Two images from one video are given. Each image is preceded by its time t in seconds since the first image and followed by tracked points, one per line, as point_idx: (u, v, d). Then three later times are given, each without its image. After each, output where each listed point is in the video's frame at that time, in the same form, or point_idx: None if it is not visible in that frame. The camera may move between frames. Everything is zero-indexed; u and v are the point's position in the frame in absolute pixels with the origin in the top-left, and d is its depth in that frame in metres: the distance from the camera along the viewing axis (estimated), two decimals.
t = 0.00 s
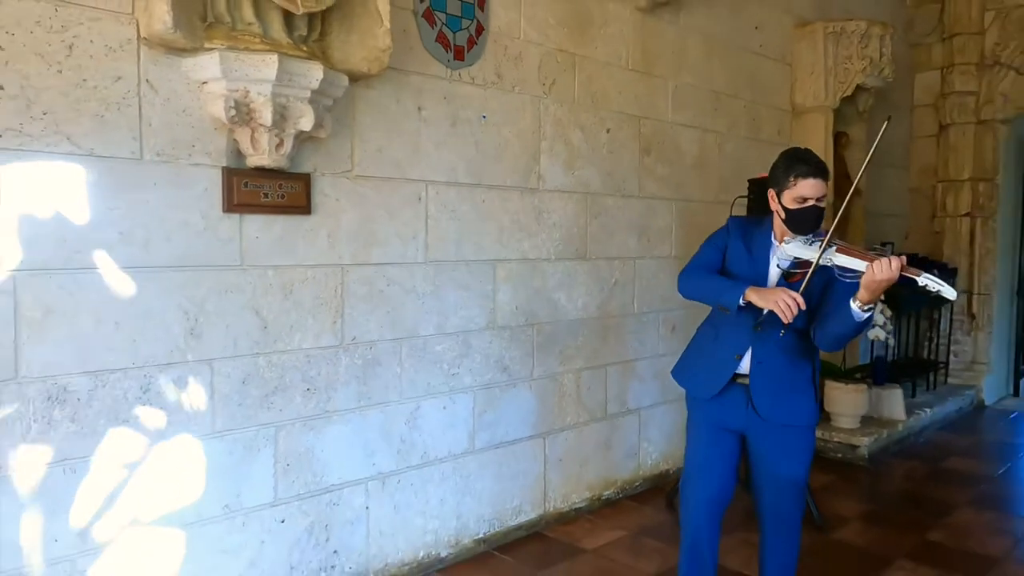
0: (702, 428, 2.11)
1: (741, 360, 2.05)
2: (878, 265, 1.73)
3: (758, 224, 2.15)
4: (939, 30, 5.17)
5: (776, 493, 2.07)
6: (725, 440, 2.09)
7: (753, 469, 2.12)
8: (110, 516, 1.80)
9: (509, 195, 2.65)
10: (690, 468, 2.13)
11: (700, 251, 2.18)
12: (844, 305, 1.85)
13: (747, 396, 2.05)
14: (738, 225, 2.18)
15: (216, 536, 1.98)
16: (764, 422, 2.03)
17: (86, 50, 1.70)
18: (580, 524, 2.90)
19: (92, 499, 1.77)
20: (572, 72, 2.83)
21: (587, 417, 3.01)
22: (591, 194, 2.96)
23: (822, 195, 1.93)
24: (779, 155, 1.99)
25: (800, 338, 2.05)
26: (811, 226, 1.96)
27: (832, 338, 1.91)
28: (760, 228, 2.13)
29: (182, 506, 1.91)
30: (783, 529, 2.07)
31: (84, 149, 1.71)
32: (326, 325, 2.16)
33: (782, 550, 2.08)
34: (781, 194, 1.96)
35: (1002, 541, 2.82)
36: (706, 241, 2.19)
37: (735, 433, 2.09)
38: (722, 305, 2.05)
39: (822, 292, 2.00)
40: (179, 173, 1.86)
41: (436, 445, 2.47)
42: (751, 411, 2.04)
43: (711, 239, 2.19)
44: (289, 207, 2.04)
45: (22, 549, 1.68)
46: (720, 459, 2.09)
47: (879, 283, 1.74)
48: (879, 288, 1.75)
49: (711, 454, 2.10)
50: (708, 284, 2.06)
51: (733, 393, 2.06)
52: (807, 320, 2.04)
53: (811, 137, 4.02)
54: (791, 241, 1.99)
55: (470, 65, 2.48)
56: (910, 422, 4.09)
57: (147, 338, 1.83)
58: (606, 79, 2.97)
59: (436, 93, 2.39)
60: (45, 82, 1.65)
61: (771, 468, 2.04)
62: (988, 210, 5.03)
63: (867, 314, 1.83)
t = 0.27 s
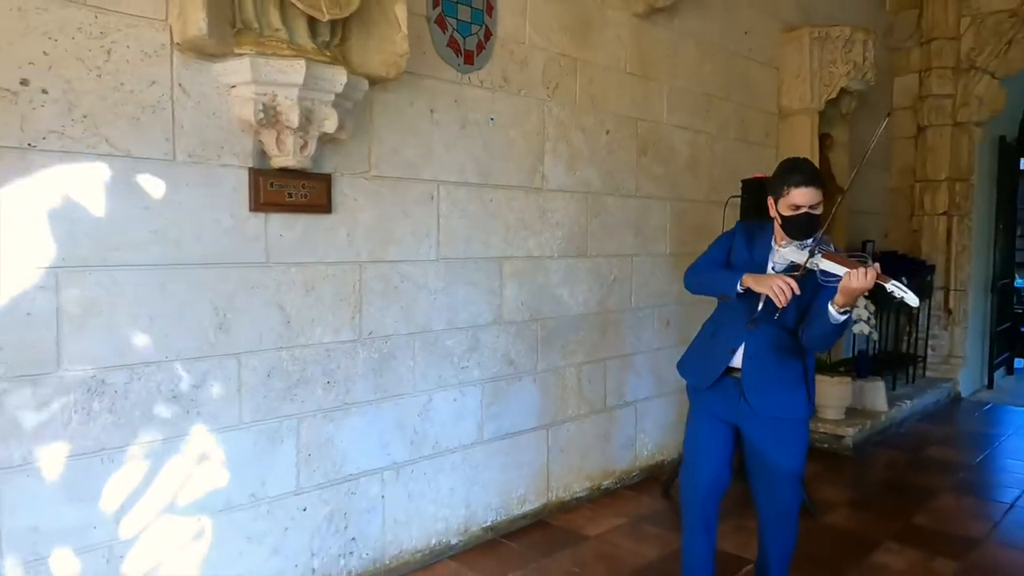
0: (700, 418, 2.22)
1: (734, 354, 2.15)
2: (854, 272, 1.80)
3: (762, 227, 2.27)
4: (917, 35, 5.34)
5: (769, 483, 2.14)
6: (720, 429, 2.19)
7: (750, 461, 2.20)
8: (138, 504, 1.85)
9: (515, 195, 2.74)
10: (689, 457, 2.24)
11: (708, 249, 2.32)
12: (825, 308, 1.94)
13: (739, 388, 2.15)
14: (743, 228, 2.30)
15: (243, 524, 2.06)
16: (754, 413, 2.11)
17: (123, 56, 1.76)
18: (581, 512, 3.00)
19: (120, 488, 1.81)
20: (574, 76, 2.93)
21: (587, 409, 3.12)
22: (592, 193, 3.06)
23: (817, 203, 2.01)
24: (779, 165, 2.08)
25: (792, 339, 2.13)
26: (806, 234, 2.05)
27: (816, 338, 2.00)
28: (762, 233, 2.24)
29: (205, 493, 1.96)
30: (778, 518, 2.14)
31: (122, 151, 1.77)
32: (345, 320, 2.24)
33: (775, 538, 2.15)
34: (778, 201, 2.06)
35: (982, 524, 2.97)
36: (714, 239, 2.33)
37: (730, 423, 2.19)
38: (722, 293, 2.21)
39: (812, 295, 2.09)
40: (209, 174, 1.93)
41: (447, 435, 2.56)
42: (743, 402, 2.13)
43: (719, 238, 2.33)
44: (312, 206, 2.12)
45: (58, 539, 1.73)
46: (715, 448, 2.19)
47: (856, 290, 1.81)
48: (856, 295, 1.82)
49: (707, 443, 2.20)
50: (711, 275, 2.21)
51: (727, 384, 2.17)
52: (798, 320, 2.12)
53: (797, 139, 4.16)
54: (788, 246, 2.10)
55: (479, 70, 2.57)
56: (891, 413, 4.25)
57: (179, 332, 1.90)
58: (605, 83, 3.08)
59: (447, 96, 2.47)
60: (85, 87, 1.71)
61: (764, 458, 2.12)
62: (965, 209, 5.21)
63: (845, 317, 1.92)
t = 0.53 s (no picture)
0: (694, 411, 2.33)
1: (726, 350, 2.27)
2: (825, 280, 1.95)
3: (757, 234, 2.40)
4: (894, 41, 5.52)
5: (759, 472, 2.25)
6: (713, 422, 2.30)
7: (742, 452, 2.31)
8: (172, 502, 1.94)
9: (516, 196, 2.85)
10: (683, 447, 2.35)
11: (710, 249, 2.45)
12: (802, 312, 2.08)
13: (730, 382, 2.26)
14: (739, 234, 2.43)
15: (263, 511, 2.14)
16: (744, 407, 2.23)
17: (153, 64, 1.85)
18: (578, 501, 3.12)
19: (152, 491, 1.90)
20: (571, 81, 3.04)
21: (583, 402, 3.23)
22: (587, 194, 3.17)
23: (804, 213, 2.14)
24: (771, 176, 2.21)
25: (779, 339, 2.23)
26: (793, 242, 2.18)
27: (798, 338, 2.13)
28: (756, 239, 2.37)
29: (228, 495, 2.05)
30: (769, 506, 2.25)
31: (152, 155, 1.86)
32: (358, 316, 2.33)
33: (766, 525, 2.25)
34: (769, 210, 2.19)
35: (958, 509, 3.13)
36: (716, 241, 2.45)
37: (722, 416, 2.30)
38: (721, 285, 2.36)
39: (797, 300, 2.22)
40: (233, 176, 2.02)
41: (452, 427, 2.66)
42: (733, 396, 2.25)
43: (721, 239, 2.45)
44: (328, 207, 2.21)
45: (92, 529, 1.80)
46: (708, 439, 2.30)
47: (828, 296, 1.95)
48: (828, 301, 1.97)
49: (701, 434, 2.31)
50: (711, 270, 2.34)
51: (719, 378, 2.29)
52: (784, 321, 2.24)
53: (781, 141, 4.31)
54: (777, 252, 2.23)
55: (482, 76, 2.67)
56: (870, 406, 4.41)
57: (204, 328, 1.98)
58: (600, 88, 3.19)
59: (453, 102, 2.57)
60: (118, 94, 1.79)
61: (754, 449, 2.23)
62: (939, 209, 5.40)
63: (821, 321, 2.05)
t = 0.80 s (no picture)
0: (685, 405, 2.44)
1: (716, 348, 2.40)
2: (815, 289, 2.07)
3: (743, 239, 2.51)
4: (868, 47, 5.70)
5: (748, 461, 2.38)
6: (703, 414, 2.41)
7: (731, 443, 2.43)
8: (205, 493, 2.07)
9: (512, 197, 2.95)
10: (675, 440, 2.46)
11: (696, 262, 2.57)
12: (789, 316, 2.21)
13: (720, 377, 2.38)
14: (726, 239, 2.54)
15: (275, 500, 2.24)
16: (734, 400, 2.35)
17: (174, 71, 1.93)
18: (571, 491, 3.23)
19: (183, 485, 2.02)
20: (563, 86, 3.16)
21: (575, 396, 3.35)
22: (579, 195, 3.29)
23: (794, 219, 2.26)
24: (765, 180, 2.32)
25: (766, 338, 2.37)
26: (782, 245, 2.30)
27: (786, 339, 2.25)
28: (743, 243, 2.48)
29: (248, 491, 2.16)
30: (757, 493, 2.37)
31: (172, 158, 1.94)
32: (363, 313, 2.43)
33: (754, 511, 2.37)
34: (761, 214, 2.30)
35: (931, 495, 3.29)
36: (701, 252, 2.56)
37: (712, 409, 2.41)
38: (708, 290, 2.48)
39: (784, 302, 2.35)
40: (248, 179, 2.11)
41: (452, 420, 2.77)
42: (723, 390, 2.37)
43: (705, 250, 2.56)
44: (336, 208, 2.30)
45: (120, 516, 1.90)
46: (699, 431, 2.39)
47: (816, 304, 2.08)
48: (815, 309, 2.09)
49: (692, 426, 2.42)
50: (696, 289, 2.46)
51: (709, 374, 2.41)
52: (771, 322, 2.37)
53: (761, 144, 4.46)
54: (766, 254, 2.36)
55: (480, 82, 2.78)
56: (847, 399, 4.58)
57: (221, 324, 2.07)
58: (590, 93, 3.31)
59: (453, 106, 2.68)
60: (141, 99, 1.87)
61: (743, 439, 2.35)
62: (912, 210, 5.59)
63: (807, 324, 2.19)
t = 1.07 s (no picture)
0: (681, 402, 2.53)
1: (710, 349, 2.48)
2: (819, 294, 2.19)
3: (727, 243, 2.56)
4: (842, 53, 5.88)
5: (739, 453, 2.51)
6: (697, 410, 2.52)
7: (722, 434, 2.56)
8: (220, 489, 2.15)
9: (505, 200, 3.05)
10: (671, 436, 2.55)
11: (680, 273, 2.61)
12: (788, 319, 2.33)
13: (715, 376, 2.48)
14: (710, 244, 2.59)
15: (284, 494, 2.31)
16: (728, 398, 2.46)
17: (189, 80, 2.00)
18: (562, 484, 3.34)
19: (201, 482, 2.10)
20: (553, 93, 3.26)
21: (566, 392, 3.46)
22: (569, 198, 3.39)
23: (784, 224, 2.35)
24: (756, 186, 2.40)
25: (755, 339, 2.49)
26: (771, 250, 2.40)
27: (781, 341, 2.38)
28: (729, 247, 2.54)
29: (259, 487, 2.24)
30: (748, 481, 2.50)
31: (188, 164, 2.02)
32: (366, 312, 2.52)
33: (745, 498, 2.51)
34: (753, 219, 2.38)
35: (905, 485, 3.44)
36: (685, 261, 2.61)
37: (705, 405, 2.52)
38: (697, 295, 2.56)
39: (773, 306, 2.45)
40: (258, 184, 2.19)
41: (450, 416, 2.86)
42: (719, 388, 2.47)
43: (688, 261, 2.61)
44: (341, 212, 2.39)
45: (140, 509, 1.97)
46: (693, 425, 2.51)
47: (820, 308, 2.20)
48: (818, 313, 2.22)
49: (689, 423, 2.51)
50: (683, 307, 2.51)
51: (703, 373, 2.51)
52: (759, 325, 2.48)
53: (741, 148, 4.60)
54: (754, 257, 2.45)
55: (476, 89, 2.87)
56: (824, 394, 4.74)
57: (233, 324, 2.14)
58: (579, 99, 3.42)
59: (450, 113, 2.77)
60: (158, 108, 1.95)
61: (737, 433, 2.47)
62: (885, 211, 5.78)
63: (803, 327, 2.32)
